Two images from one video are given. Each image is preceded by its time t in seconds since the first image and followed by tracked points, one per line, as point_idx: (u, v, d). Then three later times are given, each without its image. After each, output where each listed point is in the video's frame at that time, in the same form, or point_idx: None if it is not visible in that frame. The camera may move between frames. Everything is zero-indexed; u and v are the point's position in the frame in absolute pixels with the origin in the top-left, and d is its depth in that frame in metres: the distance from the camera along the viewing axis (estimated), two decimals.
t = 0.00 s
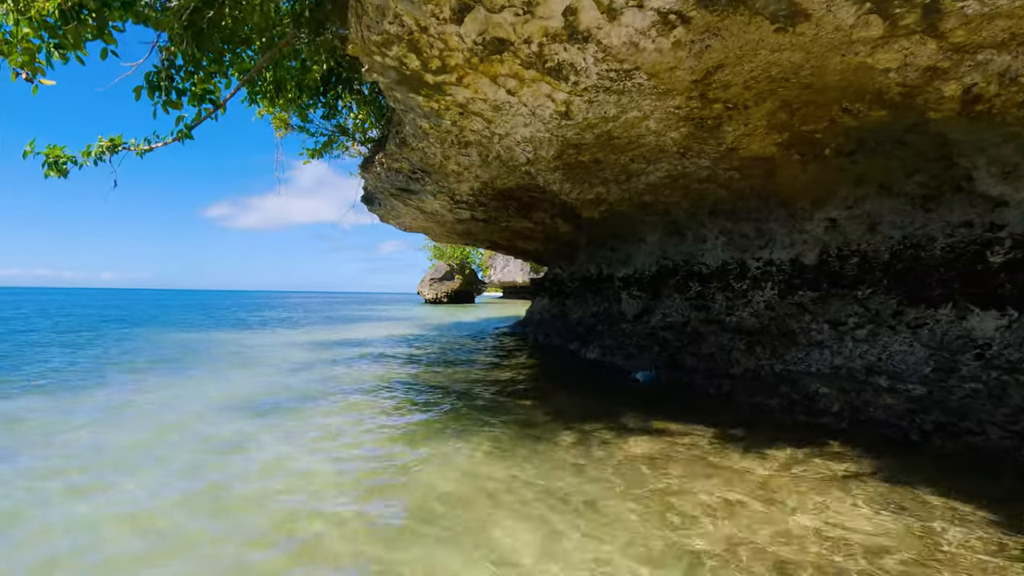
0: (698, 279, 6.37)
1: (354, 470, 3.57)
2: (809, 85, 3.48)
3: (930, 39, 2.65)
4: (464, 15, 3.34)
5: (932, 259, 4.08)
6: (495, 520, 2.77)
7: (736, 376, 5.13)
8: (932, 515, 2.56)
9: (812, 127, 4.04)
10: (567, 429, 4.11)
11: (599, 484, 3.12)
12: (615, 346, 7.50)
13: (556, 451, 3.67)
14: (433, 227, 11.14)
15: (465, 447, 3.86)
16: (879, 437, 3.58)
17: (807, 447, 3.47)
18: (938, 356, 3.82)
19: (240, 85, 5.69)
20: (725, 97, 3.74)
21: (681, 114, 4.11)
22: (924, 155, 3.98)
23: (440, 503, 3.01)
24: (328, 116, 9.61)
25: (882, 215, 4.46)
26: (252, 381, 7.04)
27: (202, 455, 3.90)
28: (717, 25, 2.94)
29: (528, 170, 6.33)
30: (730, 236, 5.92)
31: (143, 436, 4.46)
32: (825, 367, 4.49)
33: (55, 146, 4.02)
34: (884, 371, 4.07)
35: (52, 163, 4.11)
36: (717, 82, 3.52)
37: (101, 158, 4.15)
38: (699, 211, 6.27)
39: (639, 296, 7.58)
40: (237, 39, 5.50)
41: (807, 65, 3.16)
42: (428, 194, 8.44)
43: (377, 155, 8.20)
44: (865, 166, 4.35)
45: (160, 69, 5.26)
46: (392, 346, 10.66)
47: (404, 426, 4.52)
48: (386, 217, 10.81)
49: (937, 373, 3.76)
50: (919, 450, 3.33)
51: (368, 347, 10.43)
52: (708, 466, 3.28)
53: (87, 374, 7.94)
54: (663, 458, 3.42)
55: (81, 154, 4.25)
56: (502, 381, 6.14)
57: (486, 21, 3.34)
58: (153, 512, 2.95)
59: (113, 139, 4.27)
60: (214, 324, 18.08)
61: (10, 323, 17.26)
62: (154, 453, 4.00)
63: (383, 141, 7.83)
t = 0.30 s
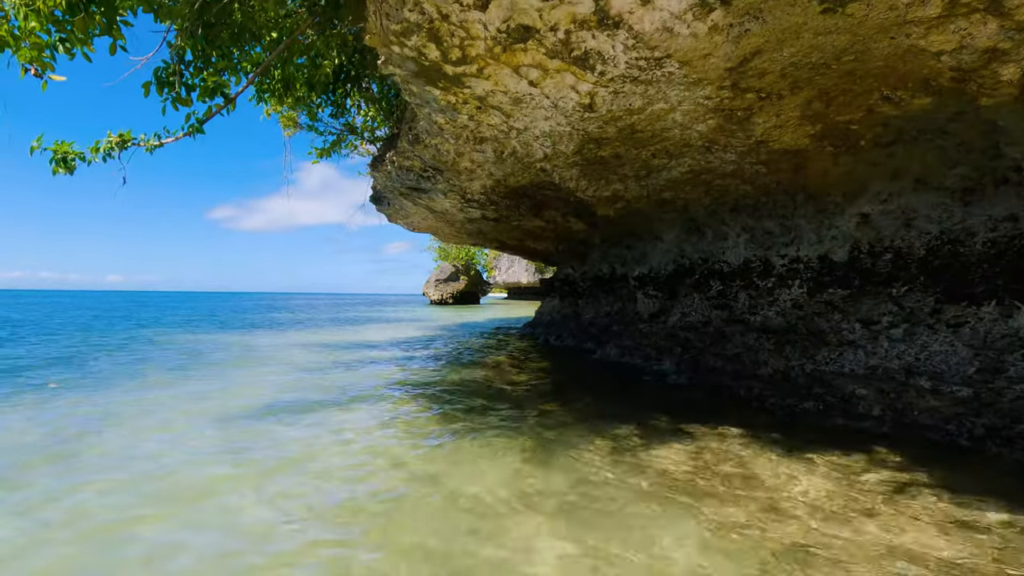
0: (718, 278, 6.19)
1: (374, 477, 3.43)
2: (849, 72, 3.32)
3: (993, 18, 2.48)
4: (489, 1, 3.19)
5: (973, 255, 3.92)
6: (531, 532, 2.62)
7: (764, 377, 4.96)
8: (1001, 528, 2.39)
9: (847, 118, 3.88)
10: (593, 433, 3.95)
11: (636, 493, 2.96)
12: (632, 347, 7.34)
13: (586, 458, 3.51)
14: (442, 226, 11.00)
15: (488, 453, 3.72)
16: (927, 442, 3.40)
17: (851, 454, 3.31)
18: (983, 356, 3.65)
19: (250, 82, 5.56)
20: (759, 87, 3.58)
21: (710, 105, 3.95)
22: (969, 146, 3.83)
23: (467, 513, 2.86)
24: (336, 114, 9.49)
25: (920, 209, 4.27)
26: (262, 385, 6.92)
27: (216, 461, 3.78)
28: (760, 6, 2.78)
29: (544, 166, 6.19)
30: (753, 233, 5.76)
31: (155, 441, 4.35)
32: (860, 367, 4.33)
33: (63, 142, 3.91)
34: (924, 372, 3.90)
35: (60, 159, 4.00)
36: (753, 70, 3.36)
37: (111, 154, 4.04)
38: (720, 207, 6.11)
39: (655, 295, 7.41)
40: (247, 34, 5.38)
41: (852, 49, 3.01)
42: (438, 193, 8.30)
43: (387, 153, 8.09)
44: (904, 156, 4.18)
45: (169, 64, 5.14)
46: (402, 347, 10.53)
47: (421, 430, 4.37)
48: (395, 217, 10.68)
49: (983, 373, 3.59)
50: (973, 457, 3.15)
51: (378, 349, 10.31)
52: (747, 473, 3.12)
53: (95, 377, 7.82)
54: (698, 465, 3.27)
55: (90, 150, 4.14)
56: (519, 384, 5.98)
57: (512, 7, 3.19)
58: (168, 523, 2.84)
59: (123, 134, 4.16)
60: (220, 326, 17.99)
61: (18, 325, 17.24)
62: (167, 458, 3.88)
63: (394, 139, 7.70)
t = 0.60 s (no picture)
0: (740, 282, 6.01)
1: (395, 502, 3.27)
2: (897, 69, 3.17)
3: None
4: None
5: (1017, 260, 3.72)
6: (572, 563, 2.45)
7: (794, 388, 4.80)
8: None
9: (888, 117, 3.72)
10: (621, 449, 3.79)
11: (680, 519, 2.80)
12: (650, 353, 7.17)
13: (620, 477, 3.35)
14: (450, 229, 10.84)
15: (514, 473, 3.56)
16: (980, 461, 3.22)
17: (901, 475, 3.13)
18: None
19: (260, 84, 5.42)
20: (799, 85, 3.42)
21: (743, 105, 3.80)
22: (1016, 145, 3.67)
23: (500, 543, 2.70)
24: (344, 116, 9.34)
25: (960, 213, 4.08)
26: (272, 396, 6.78)
27: (229, 491, 3.67)
28: None
29: (560, 169, 6.03)
30: (779, 236, 5.58)
31: (165, 465, 4.23)
32: (897, 378, 4.16)
33: (72, 146, 3.76)
34: (968, 384, 3.73)
35: (69, 164, 3.84)
36: (794, 66, 3.20)
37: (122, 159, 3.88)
38: (743, 210, 5.94)
39: (671, 300, 7.24)
40: (257, 34, 5.23)
41: (904, 44, 2.87)
42: (449, 196, 8.15)
43: (398, 155, 7.94)
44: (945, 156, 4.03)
45: (178, 66, 5.00)
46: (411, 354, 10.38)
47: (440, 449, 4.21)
48: (404, 220, 10.53)
49: None
50: None
51: (387, 356, 10.15)
52: (792, 495, 2.96)
53: (101, 387, 7.68)
54: (737, 485, 3.10)
55: (100, 154, 3.99)
56: (537, 393, 5.81)
57: (541, 2, 3.03)
58: (180, 565, 2.73)
59: (133, 138, 4.01)
60: (225, 330, 17.89)
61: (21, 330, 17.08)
62: (177, 486, 3.78)
63: (405, 141, 7.55)
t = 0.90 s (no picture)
0: (748, 286, 5.88)
1: (399, 518, 3.17)
2: (917, 67, 3.07)
3: None
4: None
5: None
6: None
7: (808, 396, 4.67)
8: None
9: (905, 116, 3.62)
10: (631, 460, 3.68)
11: (696, 534, 2.68)
12: (658, 358, 7.05)
13: (632, 490, 3.23)
14: (453, 232, 10.74)
15: (521, 486, 3.45)
16: (1008, 474, 3.09)
17: (926, 488, 3.00)
18: None
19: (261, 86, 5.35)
20: (815, 83, 3.32)
21: (755, 104, 3.70)
22: None
23: (507, 561, 2.58)
24: (346, 119, 9.27)
25: (978, 214, 3.94)
26: (273, 402, 6.68)
27: (226, 504, 3.57)
28: None
29: (565, 171, 5.93)
30: (789, 239, 5.45)
31: (163, 474, 4.16)
32: (915, 385, 4.03)
33: (66, 150, 3.71)
34: (989, 391, 3.60)
35: (63, 169, 3.79)
36: (810, 64, 3.09)
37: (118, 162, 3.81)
38: (752, 212, 5.82)
39: (678, 304, 7.11)
40: (257, 36, 5.16)
41: (927, 40, 2.81)
42: (452, 199, 8.05)
43: (400, 158, 7.85)
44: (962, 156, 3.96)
45: (178, 69, 4.92)
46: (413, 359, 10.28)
47: (445, 460, 4.10)
48: (407, 223, 10.44)
49: None
50: None
51: (390, 361, 10.04)
52: (811, 509, 2.85)
53: (102, 394, 7.60)
54: (753, 499, 2.99)
55: (96, 159, 3.93)
56: (543, 400, 5.70)
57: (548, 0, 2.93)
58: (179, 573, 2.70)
59: (129, 142, 3.93)
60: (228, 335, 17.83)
61: (25, 336, 17.04)
62: (172, 500, 3.67)
63: (408, 143, 7.47)
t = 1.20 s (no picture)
0: (756, 285, 5.73)
1: (398, 529, 3.04)
2: (938, 55, 2.93)
3: None
4: None
5: None
6: None
7: (819, 398, 4.52)
8: None
9: (923, 108, 3.48)
10: (638, 468, 3.55)
11: (709, 548, 2.53)
12: (664, 360, 6.90)
13: (639, 501, 3.09)
14: (454, 233, 10.61)
15: (525, 494, 3.32)
16: None
17: (950, 498, 2.85)
18: None
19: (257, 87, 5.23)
20: (829, 72, 3.17)
21: (766, 96, 3.56)
22: None
23: None
24: (345, 118, 9.15)
25: (998, 210, 3.79)
26: (271, 407, 6.56)
27: (218, 507, 3.44)
28: None
29: (568, 169, 5.79)
30: (798, 237, 5.31)
31: (160, 476, 4.10)
32: (932, 387, 3.86)
33: (52, 147, 3.57)
34: (1012, 394, 3.42)
35: (49, 167, 3.65)
36: (825, 53, 2.96)
37: (106, 160, 3.69)
38: (759, 210, 5.68)
39: (683, 304, 6.97)
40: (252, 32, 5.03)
41: (950, 24, 2.67)
42: (453, 199, 7.92)
43: (400, 157, 7.73)
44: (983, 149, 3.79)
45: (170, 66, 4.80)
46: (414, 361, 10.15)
47: (445, 467, 3.97)
48: (407, 223, 10.31)
49: None
50: None
51: (391, 363, 9.92)
52: (830, 520, 2.70)
53: (97, 397, 7.49)
54: (768, 509, 2.85)
55: (83, 156, 3.79)
56: (546, 404, 5.56)
57: None
58: None
59: (118, 138, 3.80)
60: (228, 337, 17.73)
61: (25, 339, 16.93)
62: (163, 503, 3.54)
63: (407, 142, 7.34)
